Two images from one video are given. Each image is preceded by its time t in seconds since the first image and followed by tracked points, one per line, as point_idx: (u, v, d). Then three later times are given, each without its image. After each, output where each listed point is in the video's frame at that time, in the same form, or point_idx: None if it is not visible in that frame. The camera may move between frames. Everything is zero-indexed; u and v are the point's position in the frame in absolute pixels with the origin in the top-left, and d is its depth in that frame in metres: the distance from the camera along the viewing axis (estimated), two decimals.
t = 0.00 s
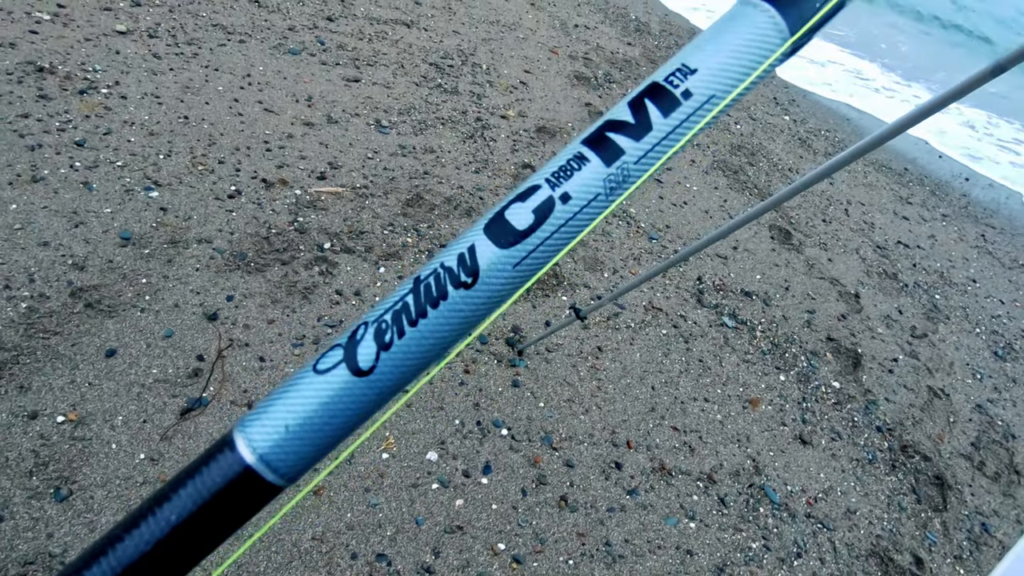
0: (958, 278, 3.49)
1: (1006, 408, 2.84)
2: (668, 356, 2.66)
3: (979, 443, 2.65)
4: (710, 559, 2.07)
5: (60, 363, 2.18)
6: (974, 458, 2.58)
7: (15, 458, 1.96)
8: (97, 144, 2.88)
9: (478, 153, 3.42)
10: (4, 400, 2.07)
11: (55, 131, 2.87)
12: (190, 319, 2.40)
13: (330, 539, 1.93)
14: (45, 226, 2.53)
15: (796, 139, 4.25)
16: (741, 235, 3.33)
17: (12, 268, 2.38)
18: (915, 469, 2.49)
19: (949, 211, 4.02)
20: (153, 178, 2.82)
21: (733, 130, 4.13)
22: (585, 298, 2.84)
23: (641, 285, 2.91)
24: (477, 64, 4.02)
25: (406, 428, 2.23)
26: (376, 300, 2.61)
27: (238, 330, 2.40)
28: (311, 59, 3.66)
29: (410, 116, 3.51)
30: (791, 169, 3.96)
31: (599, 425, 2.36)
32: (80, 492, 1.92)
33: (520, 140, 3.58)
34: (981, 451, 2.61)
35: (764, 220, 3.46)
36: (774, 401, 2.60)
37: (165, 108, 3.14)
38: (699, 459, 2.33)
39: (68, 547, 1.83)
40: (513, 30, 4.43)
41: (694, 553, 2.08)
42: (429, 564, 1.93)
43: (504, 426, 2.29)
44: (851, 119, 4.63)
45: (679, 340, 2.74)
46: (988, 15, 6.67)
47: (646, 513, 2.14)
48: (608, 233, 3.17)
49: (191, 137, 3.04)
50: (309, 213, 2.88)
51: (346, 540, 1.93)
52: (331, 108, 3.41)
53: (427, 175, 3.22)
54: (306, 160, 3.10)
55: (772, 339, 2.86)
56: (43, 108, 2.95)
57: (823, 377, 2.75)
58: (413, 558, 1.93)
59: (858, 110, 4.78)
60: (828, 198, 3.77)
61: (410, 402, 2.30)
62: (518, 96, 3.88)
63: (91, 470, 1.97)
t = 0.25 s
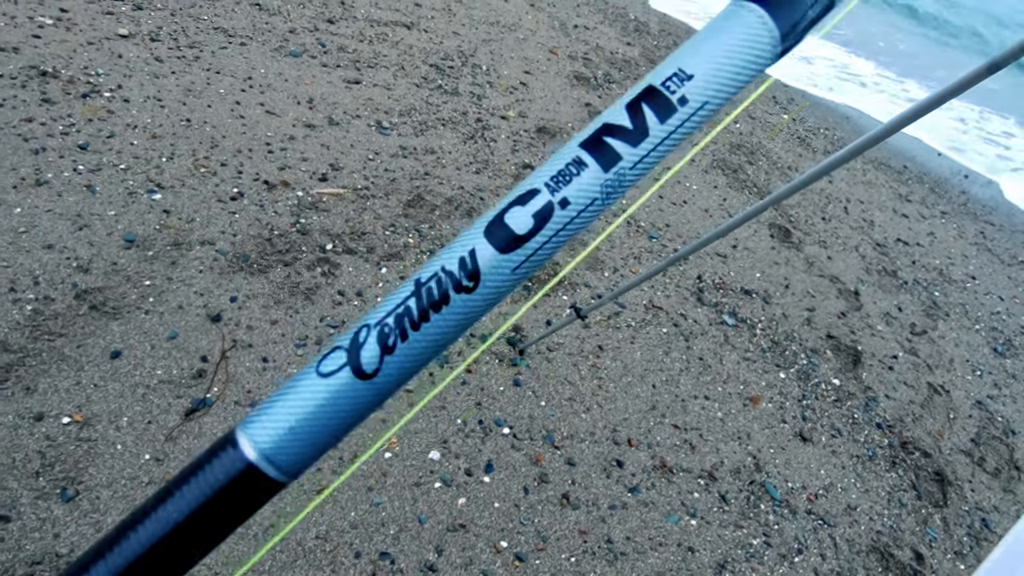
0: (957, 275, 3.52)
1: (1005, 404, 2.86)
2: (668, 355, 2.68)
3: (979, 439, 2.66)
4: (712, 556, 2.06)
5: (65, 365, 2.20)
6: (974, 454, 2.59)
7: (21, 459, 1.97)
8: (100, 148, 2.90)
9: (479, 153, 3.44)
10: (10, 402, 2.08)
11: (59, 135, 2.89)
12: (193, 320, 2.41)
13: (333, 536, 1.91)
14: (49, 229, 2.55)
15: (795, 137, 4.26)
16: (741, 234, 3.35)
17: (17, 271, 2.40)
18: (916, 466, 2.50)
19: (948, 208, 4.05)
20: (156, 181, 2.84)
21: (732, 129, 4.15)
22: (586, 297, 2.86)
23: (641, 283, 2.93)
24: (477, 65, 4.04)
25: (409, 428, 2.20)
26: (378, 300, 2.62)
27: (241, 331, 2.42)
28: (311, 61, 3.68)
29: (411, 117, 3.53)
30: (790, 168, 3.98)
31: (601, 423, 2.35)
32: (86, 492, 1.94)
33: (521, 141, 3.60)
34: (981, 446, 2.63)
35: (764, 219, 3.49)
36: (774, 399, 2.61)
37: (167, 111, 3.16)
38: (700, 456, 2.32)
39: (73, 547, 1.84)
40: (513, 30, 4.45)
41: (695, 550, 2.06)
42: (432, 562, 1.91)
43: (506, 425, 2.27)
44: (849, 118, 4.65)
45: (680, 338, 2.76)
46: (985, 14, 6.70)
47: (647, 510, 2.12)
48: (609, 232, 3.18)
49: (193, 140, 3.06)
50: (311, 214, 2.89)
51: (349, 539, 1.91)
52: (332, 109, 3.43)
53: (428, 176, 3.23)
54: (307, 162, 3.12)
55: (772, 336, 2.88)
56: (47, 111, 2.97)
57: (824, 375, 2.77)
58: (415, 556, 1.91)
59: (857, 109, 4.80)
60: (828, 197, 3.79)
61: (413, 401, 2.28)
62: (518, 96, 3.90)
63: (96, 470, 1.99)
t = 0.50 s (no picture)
0: (958, 273, 3.54)
1: (1007, 400, 2.87)
2: (670, 353, 2.69)
3: (981, 435, 2.67)
4: (714, 552, 2.06)
5: (72, 364, 2.21)
6: (976, 451, 2.60)
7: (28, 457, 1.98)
8: (105, 150, 2.92)
9: (481, 154, 3.47)
10: (17, 401, 2.09)
11: (65, 137, 2.92)
12: (198, 319, 2.42)
13: (338, 533, 1.92)
14: (56, 230, 2.58)
15: (796, 137, 4.31)
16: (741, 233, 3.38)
17: (24, 272, 2.42)
18: (918, 462, 2.50)
19: (948, 207, 4.07)
20: (162, 183, 2.87)
21: (732, 131, 4.19)
22: (588, 296, 2.87)
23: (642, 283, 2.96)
24: (479, 66, 4.06)
25: (412, 426, 2.22)
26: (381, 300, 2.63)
27: (246, 330, 2.43)
28: (314, 64, 3.71)
29: (413, 118, 3.55)
30: (789, 169, 4.02)
31: (604, 420, 2.36)
32: (94, 490, 1.94)
33: (522, 141, 3.63)
34: (982, 442, 2.64)
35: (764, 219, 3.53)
36: (776, 397, 2.62)
37: (172, 113, 3.18)
38: (702, 454, 2.33)
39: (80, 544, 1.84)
40: (514, 32, 4.47)
41: (697, 546, 2.07)
42: (437, 557, 1.91)
43: (509, 422, 2.28)
44: (849, 118, 4.68)
45: (681, 337, 2.77)
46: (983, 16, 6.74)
47: (649, 506, 2.13)
48: (610, 233, 3.22)
49: (197, 142, 3.08)
50: (314, 214, 2.92)
51: (354, 536, 1.92)
52: (335, 111, 3.45)
53: (430, 176, 3.26)
54: (311, 162, 3.14)
55: (773, 335, 2.89)
56: (53, 114, 3.00)
57: (825, 373, 2.78)
58: (420, 552, 1.92)
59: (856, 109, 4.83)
60: (827, 197, 3.83)
61: (417, 399, 2.30)
62: (519, 97, 3.92)
63: (103, 468, 2.00)
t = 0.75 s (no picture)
0: (957, 270, 3.57)
1: (1007, 396, 2.88)
2: (669, 351, 2.71)
3: (980, 431, 2.69)
4: (713, 548, 2.07)
5: (77, 364, 2.23)
6: (975, 446, 2.61)
7: (35, 456, 2.00)
8: (109, 153, 2.95)
9: (482, 154, 3.49)
10: (24, 400, 2.11)
11: (69, 140, 2.95)
12: (201, 319, 2.44)
13: (339, 529, 1.94)
14: (60, 232, 2.61)
15: (795, 135, 4.33)
16: (740, 232, 3.41)
17: (30, 274, 2.44)
18: (918, 459, 2.51)
19: (948, 204, 4.09)
20: (165, 185, 2.89)
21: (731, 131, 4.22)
22: (587, 294, 2.89)
23: (641, 281, 2.98)
24: (479, 67, 4.08)
25: (413, 424, 2.24)
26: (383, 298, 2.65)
27: (249, 330, 2.45)
28: (315, 66, 3.73)
29: (414, 119, 3.57)
30: (788, 167, 4.03)
31: (604, 417, 2.38)
32: (99, 488, 1.97)
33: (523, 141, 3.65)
34: (981, 438, 2.65)
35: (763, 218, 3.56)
36: (775, 393, 2.63)
37: (175, 116, 3.21)
38: (701, 450, 2.34)
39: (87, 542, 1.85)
40: (515, 33, 4.49)
41: (697, 542, 2.07)
42: (438, 553, 1.93)
43: (510, 420, 2.30)
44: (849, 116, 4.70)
45: (681, 335, 2.79)
46: (981, 16, 6.78)
47: (649, 502, 2.15)
48: (610, 232, 3.25)
49: (200, 144, 3.11)
50: (316, 215, 2.94)
51: (356, 532, 1.94)
52: (336, 112, 3.48)
53: (431, 177, 3.28)
54: (312, 163, 3.17)
55: (772, 332, 2.91)
56: (57, 117, 3.03)
57: (824, 370, 2.79)
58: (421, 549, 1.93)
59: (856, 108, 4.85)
60: (826, 195, 3.86)
61: (418, 397, 2.32)
62: (519, 97, 3.94)
63: (108, 466, 2.02)
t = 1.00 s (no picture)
0: (957, 266, 3.59)
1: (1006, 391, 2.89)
2: (669, 347, 2.73)
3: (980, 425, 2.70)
4: (712, 541, 2.09)
5: (83, 361, 2.26)
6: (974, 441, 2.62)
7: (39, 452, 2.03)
8: (113, 154, 2.98)
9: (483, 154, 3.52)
10: (31, 397, 2.14)
11: (74, 141, 2.98)
12: (204, 316, 2.47)
13: (342, 524, 1.96)
14: (65, 232, 2.64)
15: (795, 133, 4.36)
16: (740, 228, 3.42)
17: (36, 273, 2.48)
18: (916, 453, 2.52)
19: (948, 200, 4.11)
20: (168, 185, 2.92)
21: (732, 129, 4.24)
22: (587, 291, 2.91)
23: (641, 278, 3.00)
24: (480, 67, 4.11)
25: (414, 419, 2.26)
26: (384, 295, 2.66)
27: (252, 327, 2.47)
28: (317, 67, 3.77)
29: (415, 119, 3.60)
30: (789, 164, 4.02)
31: (605, 412, 2.40)
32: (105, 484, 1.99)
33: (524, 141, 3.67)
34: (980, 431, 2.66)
35: (765, 214, 3.58)
36: (774, 388, 2.65)
37: (178, 117, 3.24)
38: (700, 445, 2.36)
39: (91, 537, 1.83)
40: (515, 33, 4.51)
41: (695, 535, 2.09)
42: (439, 547, 1.95)
43: (510, 415, 2.32)
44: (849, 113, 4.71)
45: (680, 331, 2.81)
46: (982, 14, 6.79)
47: (648, 496, 2.16)
48: (610, 230, 3.27)
49: (203, 145, 3.14)
50: (319, 214, 2.97)
51: (358, 526, 1.96)
52: (338, 113, 3.50)
53: (432, 176, 3.30)
54: (314, 164, 3.19)
55: (772, 328, 2.93)
56: (62, 119, 3.06)
57: (823, 365, 2.81)
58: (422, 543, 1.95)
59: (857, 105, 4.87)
60: (827, 192, 3.89)
61: (419, 393, 2.34)
62: (519, 97, 3.97)
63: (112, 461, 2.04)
